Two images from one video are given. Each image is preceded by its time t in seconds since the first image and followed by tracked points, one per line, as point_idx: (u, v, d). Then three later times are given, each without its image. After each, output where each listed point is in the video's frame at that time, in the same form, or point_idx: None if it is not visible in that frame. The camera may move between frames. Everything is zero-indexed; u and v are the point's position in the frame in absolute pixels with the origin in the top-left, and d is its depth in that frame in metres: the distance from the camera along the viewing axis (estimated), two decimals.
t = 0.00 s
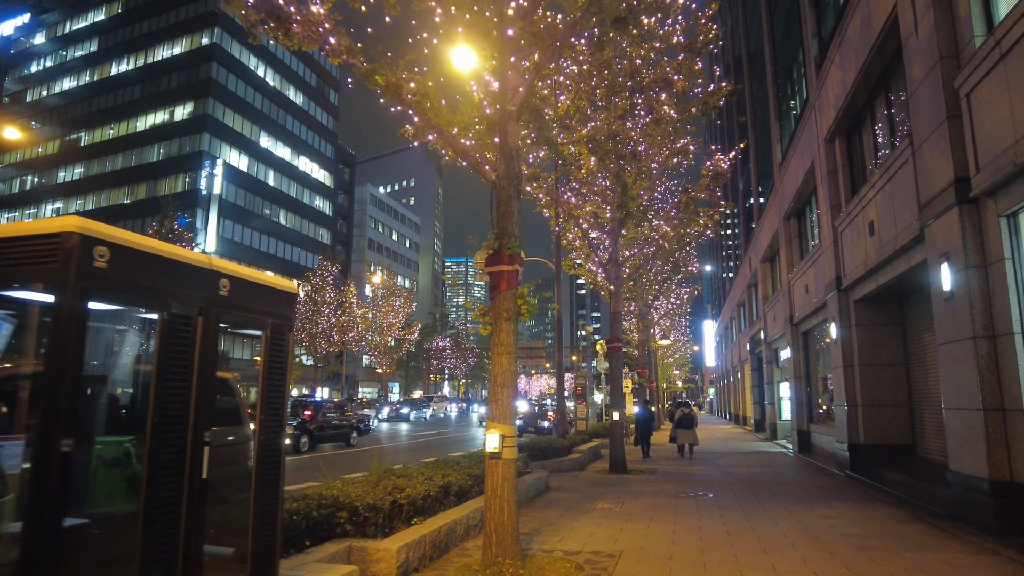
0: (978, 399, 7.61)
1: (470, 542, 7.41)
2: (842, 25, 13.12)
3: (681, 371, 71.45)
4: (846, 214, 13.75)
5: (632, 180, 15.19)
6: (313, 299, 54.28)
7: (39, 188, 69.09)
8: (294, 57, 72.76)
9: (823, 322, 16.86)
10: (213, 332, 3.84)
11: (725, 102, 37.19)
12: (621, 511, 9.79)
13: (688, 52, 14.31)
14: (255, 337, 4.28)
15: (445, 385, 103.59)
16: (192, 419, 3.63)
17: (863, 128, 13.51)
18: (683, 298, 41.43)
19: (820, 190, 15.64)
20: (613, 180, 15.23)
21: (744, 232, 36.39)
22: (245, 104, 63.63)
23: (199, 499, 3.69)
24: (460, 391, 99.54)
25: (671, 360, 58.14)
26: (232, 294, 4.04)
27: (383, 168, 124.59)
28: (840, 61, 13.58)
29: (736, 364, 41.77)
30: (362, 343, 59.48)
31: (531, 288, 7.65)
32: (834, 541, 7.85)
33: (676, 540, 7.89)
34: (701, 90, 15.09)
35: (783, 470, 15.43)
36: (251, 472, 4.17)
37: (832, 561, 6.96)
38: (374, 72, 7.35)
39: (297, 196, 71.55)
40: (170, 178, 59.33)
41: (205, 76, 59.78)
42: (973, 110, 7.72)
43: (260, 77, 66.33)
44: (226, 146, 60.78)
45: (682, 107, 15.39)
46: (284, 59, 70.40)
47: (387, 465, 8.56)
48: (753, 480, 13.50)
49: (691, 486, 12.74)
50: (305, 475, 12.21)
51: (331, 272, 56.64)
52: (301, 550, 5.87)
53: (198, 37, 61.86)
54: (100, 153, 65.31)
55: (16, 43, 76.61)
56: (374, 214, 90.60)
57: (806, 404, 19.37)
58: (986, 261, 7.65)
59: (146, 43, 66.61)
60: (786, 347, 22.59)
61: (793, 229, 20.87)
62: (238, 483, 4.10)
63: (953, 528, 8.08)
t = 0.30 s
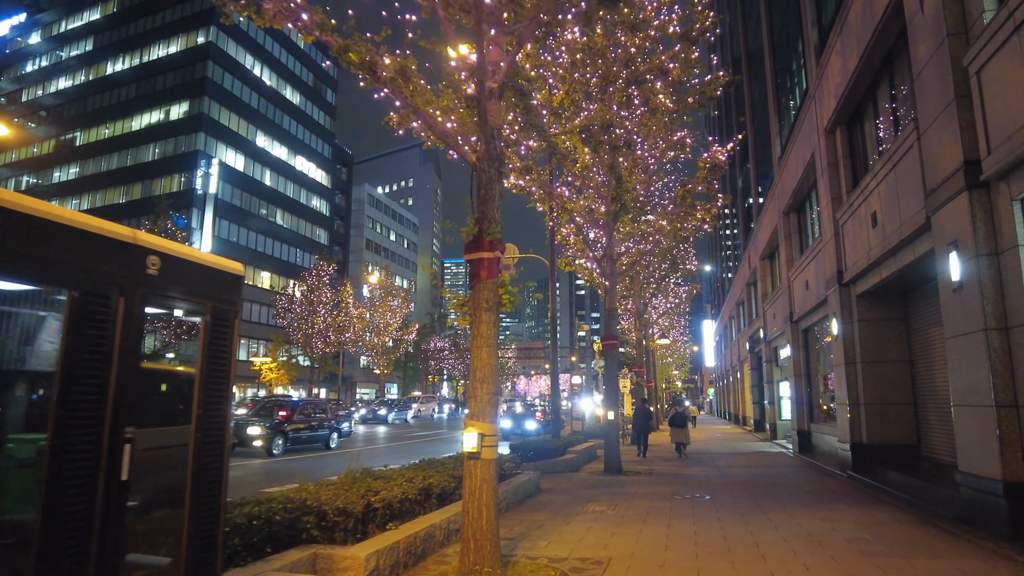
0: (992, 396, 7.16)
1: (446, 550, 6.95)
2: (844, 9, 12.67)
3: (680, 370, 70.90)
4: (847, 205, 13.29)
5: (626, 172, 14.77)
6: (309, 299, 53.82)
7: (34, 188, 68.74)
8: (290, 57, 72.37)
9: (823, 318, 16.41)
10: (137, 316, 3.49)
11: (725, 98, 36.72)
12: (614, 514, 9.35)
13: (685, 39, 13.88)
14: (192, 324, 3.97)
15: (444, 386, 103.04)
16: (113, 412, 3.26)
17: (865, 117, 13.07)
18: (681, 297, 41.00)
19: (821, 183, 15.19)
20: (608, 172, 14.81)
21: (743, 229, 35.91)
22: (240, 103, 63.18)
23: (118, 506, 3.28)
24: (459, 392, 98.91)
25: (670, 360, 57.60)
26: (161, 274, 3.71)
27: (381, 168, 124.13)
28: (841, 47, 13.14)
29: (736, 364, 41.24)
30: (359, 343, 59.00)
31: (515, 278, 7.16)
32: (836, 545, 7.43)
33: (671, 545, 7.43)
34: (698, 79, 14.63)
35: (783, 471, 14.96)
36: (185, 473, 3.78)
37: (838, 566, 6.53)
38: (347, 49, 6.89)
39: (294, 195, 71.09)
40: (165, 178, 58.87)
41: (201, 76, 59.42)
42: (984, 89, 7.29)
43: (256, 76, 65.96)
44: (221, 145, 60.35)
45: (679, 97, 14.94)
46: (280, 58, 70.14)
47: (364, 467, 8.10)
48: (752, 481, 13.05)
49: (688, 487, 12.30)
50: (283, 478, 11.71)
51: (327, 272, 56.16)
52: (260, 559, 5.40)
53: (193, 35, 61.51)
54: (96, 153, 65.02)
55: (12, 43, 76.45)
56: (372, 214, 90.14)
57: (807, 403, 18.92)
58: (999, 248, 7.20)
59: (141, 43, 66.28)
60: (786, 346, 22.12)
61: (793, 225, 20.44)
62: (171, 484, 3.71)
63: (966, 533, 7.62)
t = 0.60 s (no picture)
0: (1005, 394, 6.76)
1: (423, 559, 6.52)
2: None
3: (680, 370, 70.35)
4: (850, 197, 12.84)
5: (621, 165, 14.35)
6: (305, 298, 53.30)
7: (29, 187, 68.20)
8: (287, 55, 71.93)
9: (825, 315, 15.95)
10: (40, 303, 3.32)
11: (724, 93, 36.23)
12: (608, 519, 8.92)
13: (681, 27, 13.44)
14: (117, 312, 3.82)
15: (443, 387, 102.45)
16: (7, 411, 3.09)
17: (868, 106, 12.64)
18: (680, 296, 40.51)
19: (822, 176, 14.75)
20: (602, 164, 14.38)
21: (743, 225, 35.40)
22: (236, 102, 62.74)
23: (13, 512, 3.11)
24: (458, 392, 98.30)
25: (670, 359, 57.07)
26: (72, 254, 3.55)
27: (379, 168, 123.53)
28: (842, 34, 12.69)
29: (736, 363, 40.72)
30: (355, 343, 58.47)
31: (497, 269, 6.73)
32: (841, 553, 7.01)
33: (665, 553, 7.00)
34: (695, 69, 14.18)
35: (783, 473, 14.51)
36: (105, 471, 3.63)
37: None
38: (318, 25, 6.45)
39: (291, 194, 70.64)
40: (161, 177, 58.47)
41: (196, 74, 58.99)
42: (998, 67, 6.84)
43: (252, 74, 65.50)
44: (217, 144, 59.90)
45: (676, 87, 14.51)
46: (276, 56, 69.69)
47: (339, 470, 7.64)
48: (751, 483, 12.60)
49: (684, 489, 11.85)
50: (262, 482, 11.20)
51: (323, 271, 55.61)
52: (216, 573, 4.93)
53: (189, 34, 61.07)
54: (91, 152, 64.56)
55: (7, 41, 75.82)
56: (370, 214, 89.62)
57: (808, 403, 18.46)
58: (1012, 237, 6.77)
59: (136, 41, 65.82)
60: (786, 344, 21.65)
61: (793, 220, 19.99)
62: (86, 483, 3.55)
63: (979, 540, 7.20)
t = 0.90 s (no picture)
0: None
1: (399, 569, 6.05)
2: None
3: (679, 369, 69.81)
4: (855, 188, 12.37)
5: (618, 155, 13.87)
6: (301, 297, 52.84)
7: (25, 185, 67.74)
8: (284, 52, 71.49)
9: (828, 311, 15.50)
10: None
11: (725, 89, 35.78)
12: (602, 525, 8.44)
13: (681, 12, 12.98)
14: (14, 290, 3.27)
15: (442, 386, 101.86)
16: None
17: (875, 93, 12.16)
18: (679, 294, 40.04)
19: (825, 168, 14.28)
20: (599, 155, 13.95)
21: (744, 222, 34.92)
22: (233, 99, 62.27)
23: None
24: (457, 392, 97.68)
25: (670, 358, 56.60)
26: None
27: (378, 166, 123.03)
28: (848, 19, 12.21)
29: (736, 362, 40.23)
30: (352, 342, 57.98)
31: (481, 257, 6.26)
32: (849, 562, 6.55)
33: (660, 563, 6.53)
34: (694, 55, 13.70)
35: (785, 474, 14.03)
36: None
37: None
38: None
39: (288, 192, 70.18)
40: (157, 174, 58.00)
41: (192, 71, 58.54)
42: (1019, 40, 6.35)
43: (249, 71, 65.02)
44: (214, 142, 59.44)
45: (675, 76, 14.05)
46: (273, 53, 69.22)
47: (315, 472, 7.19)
48: (753, 485, 12.12)
49: (682, 492, 11.39)
50: (242, 485, 10.69)
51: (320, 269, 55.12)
52: None
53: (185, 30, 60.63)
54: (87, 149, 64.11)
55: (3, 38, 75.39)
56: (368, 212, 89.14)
57: (810, 402, 17.99)
58: None
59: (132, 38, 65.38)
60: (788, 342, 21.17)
61: (795, 216, 19.54)
62: None
63: (997, 549, 6.73)
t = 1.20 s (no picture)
0: None
1: None
2: None
3: (678, 370, 69.45)
4: (859, 183, 11.95)
5: (612, 151, 13.49)
6: (297, 296, 52.47)
7: (21, 184, 67.33)
8: (282, 51, 71.08)
9: (830, 310, 15.07)
10: None
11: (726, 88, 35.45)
12: (594, 533, 8.06)
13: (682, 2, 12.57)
14: None
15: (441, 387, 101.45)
16: None
17: (879, 84, 11.74)
18: (678, 295, 39.68)
19: (827, 162, 13.88)
20: (594, 149, 13.59)
21: (744, 221, 34.53)
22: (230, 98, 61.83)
23: None
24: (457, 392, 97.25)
25: (670, 359, 56.23)
26: None
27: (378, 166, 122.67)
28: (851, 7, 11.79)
29: (735, 363, 39.85)
30: (350, 342, 57.60)
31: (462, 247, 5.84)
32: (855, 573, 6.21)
33: None
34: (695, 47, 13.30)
35: (785, 478, 13.63)
36: None
37: None
38: None
39: (286, 191, 69.73)
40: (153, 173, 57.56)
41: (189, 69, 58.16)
42: None
43: (246, 70, 64.66)
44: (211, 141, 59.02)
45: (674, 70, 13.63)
46: (271, 52, 68.85)
47: (287, 479, 6.78)
48: (751, 490, 11.74)
49: (678, 497, 11.00)
50: (210, 492, 10.24)
51: (317, 269, 54.73)
52: None
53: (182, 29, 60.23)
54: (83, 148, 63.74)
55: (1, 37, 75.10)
56: (366, 212, 88.80)
57: (811, 404, 17.57)
58: None
59: (129, 36, 65.00)
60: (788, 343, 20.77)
61: (795, 213, 19.14)
62: None
63: (1010, 562, 6.36)
